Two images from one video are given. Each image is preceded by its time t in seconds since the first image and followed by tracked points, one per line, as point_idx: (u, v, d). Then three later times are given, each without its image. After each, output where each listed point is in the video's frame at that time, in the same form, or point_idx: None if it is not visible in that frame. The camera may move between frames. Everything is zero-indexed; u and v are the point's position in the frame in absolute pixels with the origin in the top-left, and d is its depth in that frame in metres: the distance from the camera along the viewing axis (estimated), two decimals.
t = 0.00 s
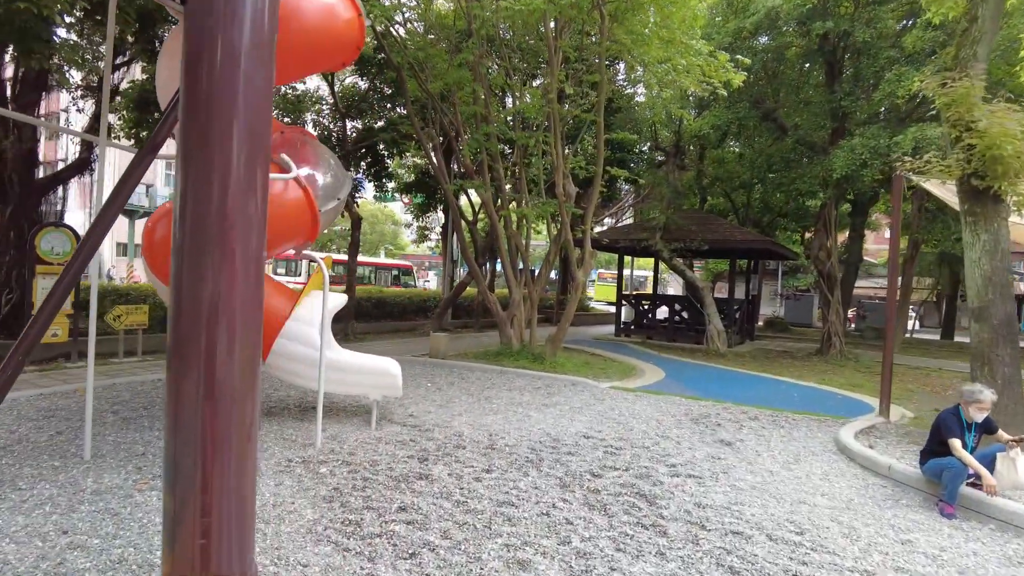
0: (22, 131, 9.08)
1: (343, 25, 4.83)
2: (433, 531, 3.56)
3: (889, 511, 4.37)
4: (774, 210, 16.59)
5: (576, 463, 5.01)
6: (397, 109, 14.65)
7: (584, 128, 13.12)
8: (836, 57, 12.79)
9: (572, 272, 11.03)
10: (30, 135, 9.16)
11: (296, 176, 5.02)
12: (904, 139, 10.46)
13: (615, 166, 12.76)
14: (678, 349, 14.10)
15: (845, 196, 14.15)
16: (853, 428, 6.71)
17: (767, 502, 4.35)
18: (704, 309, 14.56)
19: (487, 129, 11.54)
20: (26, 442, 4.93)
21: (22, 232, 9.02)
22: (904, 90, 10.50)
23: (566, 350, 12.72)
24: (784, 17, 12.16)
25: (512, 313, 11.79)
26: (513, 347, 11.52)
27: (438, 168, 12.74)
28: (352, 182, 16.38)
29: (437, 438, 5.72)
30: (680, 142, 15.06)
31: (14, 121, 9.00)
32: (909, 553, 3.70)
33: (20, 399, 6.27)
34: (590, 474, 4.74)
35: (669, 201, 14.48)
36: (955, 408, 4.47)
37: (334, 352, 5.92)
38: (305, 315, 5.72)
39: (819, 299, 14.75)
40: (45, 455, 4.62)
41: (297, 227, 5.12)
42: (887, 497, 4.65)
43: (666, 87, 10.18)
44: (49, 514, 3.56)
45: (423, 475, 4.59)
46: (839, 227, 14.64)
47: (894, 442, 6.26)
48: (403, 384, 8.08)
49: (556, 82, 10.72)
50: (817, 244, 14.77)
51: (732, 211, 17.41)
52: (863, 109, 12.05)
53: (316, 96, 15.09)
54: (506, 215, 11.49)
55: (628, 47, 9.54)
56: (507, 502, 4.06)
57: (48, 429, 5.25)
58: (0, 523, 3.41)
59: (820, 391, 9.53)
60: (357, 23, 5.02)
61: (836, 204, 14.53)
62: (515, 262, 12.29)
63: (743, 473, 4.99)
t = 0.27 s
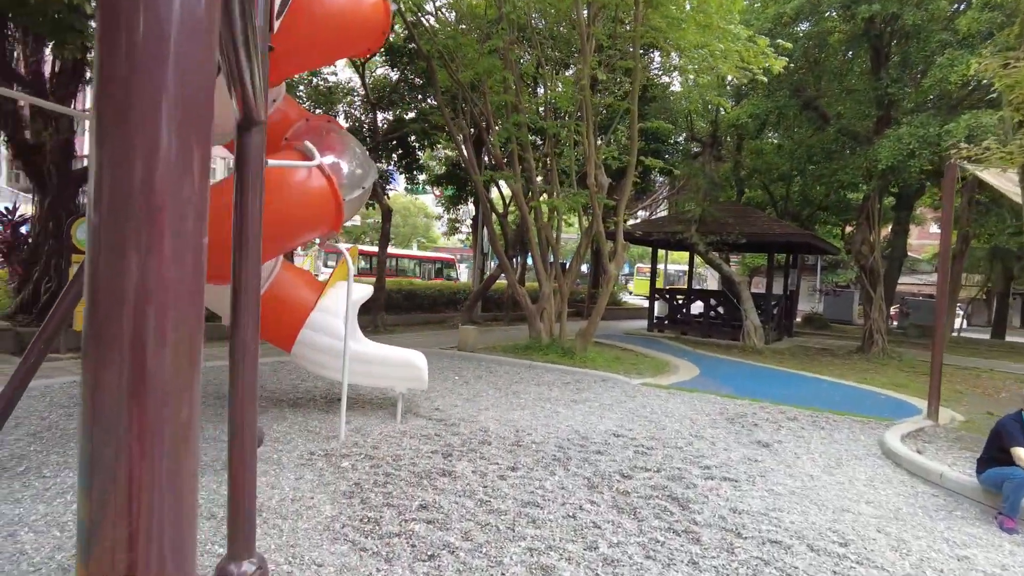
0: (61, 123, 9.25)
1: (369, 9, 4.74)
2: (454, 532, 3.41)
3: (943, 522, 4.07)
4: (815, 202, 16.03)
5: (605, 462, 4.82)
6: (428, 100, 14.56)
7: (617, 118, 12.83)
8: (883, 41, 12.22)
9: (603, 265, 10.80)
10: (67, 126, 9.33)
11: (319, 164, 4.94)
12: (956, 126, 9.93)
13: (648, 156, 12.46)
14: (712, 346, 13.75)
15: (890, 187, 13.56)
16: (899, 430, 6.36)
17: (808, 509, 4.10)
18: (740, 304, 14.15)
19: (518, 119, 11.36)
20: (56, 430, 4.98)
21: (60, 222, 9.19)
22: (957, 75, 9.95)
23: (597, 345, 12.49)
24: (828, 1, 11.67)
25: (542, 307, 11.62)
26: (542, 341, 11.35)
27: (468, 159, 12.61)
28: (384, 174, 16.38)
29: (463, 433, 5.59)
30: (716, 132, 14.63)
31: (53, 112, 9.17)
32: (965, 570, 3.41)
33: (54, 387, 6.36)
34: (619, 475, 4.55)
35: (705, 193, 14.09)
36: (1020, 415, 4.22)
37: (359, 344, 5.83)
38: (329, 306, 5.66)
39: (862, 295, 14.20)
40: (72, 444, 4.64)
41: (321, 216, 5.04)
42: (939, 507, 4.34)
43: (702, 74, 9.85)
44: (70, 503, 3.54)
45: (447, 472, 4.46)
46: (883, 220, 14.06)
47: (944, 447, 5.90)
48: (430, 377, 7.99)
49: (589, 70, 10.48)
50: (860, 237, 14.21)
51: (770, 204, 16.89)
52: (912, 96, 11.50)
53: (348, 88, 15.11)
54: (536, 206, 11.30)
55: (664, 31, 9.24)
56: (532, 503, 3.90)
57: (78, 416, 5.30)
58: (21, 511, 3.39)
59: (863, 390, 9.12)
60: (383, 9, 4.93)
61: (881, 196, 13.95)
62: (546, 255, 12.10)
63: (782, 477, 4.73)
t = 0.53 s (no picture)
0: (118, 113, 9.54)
1: None
2: (480, 534, 3.27)
3: (1016, 548, 3.70)
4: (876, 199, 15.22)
5: (643, 466, 4.61)
6: (474, 91, 14.45)
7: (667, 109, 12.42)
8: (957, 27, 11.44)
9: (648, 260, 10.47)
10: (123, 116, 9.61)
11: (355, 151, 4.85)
12: None
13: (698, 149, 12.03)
14: (761, 346, 13.25)
15: (961, 183, 12.73)
16: (966, 443, 5.90)
17: (863, 526, 3.79)
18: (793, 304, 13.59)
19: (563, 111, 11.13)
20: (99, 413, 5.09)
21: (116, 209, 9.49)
22: None
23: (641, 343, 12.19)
24: None
25: (584, 302, 11.40)
26: (584, 337, 11.11)
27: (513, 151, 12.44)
28: (430, 166, 16.39)
29: (497, 430, 5.45)
30: (771, 125, 14.05)
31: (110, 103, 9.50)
32: None
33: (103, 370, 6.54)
34: (658, 480, 4.34)
35: (758, 187, 13.54)
36: None
37: (395, 336, 5.77)
38: (366, 296, 5.61)
39: (925, 297, 13.40)
40: (112, 427, 4.72)
41: (357, 207, 4.96)
42: (1012, 531, 3.96)
43: (757, 63, 9.39)
44: (102, 487, 3.57)
45: (478, 469, 4.32)
46: (952, 218, 13.23)
47: (1018, 464, 5.43)
48: (468, 371, 7.88)
49: (638, 59, 10.15)
50: (925, 236, 13.42)
51: (827, 200, 16.15)
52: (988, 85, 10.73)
53: (395, 80, 15.15)
54: (580, 199, 11.07)
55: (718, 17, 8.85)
56: (564, 507, 3.72)
57: (121, 400, 5.42)
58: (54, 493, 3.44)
59: (926, 399, 8.56)
60: None
61: (950, 193, 13.12)
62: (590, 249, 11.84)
63: (835, 489, 4.40)
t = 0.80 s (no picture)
0: (149, 98, 9.62)
1: None
2: (494, 528, 3.11)
3: None
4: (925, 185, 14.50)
5: (671, 460, 4.40)
6: (506, 74, 14.20)
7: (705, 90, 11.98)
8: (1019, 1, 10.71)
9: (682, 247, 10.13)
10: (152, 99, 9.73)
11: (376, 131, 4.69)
12: None
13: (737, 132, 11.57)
14: (799, 338, 12.80)
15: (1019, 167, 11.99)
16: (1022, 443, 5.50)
17: (908, 530, 3.51)
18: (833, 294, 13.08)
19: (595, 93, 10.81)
20: (122, 395, 5.12)
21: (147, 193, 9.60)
22: None
23: (673, 332, 11.89)
24: None
25: (614, 290, 11.14)
26: (614, 326, 10.87)
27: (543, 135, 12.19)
28: (460, 152, 16.23)
29: (520, 419, 5.29)
30: (814, 107, 13.47)
31: (139, 89, 9.64)
32: None
33: (132, 353, 6.62)
34: (686, 475, 4.12)
35: (799, 172, 13.00)
36: None
37: (417, 321, 5.64)
38: (387, 280, 5.49)
39: (976, 288, 12.74)
40: (132, 410, 4.74)
41: (377, 188, 4.78)
42: None
43: (799, 41, 8.94)
44: (115, 469, 3.55)
45: (497, 458, 4.18)
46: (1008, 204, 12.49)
47: None
48: (494, 358, 7.73)
49: (673, 38, 9.76)
50: (979, 224, 12.71)
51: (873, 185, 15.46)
52: None
53: (427, 64, 14.99)
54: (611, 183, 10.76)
55: None
56: (585, 501, 3.54)
57: (145, 382, 5.45)
58: (68, 474, 3.42)
59: (977, 395, 8.09)
60: None
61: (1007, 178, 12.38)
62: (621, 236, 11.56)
63: (878, 488, 4.12)
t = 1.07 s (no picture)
0: (155, 82, 9.51)
1: None
2: (490, 531, 2.94)
3: None
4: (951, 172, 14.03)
5: (680, 458, 4.21)
6: (518, 58, 13.90)
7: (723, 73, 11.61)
8: None
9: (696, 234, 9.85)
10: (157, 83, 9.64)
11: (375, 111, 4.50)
12: None
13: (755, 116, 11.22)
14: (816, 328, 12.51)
15: None
16: None
17: (932, 538, 3.30)
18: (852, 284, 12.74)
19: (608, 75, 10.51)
20: (118, 384, 5.03)
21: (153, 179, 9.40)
22: None
23: (686, 322, 11.64)
24: None
25: (626, 279, 10.91)
26: (626, 315, 10.64)
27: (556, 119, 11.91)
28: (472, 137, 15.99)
29: (524, 412, 5.12)
30: (835, 91, 13.05)
31: (147, 72, 9.52)
32: None
33: (134, 340, 6.54)
34: (695, 475, 3.93)
35: (819, 158, 12.62)
36: None
37: (418, 310, 5.48)
38: (389, 268, 5.33)
39: (1002, 278, 12.32)
40: (127, 400, 4.64)
41: (375, 171, 4.62)
42: None
43: (821, 21, 8.58)
44: (101, 463, 3.44)
45: (498, 454, 4.02)
46: None
47: None
48: (501, 348, 7.57)
49: (690, 18, 9.42)
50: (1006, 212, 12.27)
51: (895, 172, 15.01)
52: None
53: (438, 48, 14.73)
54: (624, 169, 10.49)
55: None
56: (588, 502, 3.37)
57: (144, 371, 5.36)
58: (51, 468, 3.31)
59: (1003, 390, 7.78)
60: None
61: None
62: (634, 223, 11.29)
63: (899, 491, 3.90)
